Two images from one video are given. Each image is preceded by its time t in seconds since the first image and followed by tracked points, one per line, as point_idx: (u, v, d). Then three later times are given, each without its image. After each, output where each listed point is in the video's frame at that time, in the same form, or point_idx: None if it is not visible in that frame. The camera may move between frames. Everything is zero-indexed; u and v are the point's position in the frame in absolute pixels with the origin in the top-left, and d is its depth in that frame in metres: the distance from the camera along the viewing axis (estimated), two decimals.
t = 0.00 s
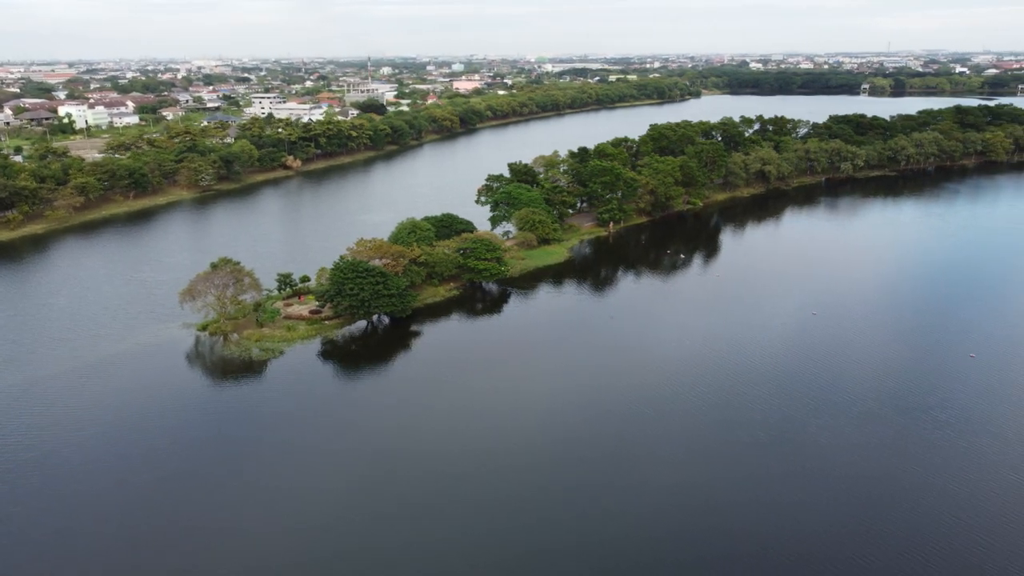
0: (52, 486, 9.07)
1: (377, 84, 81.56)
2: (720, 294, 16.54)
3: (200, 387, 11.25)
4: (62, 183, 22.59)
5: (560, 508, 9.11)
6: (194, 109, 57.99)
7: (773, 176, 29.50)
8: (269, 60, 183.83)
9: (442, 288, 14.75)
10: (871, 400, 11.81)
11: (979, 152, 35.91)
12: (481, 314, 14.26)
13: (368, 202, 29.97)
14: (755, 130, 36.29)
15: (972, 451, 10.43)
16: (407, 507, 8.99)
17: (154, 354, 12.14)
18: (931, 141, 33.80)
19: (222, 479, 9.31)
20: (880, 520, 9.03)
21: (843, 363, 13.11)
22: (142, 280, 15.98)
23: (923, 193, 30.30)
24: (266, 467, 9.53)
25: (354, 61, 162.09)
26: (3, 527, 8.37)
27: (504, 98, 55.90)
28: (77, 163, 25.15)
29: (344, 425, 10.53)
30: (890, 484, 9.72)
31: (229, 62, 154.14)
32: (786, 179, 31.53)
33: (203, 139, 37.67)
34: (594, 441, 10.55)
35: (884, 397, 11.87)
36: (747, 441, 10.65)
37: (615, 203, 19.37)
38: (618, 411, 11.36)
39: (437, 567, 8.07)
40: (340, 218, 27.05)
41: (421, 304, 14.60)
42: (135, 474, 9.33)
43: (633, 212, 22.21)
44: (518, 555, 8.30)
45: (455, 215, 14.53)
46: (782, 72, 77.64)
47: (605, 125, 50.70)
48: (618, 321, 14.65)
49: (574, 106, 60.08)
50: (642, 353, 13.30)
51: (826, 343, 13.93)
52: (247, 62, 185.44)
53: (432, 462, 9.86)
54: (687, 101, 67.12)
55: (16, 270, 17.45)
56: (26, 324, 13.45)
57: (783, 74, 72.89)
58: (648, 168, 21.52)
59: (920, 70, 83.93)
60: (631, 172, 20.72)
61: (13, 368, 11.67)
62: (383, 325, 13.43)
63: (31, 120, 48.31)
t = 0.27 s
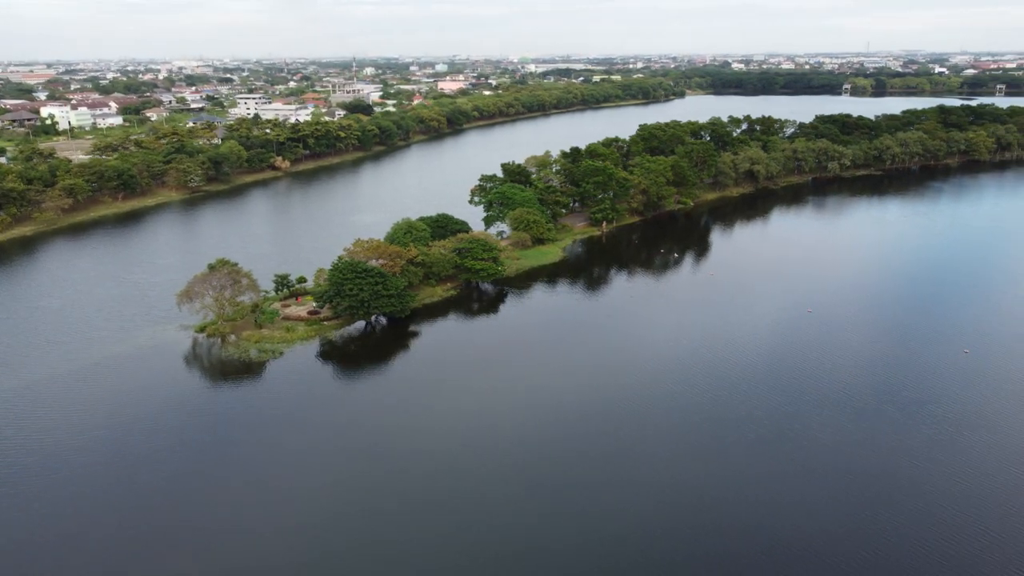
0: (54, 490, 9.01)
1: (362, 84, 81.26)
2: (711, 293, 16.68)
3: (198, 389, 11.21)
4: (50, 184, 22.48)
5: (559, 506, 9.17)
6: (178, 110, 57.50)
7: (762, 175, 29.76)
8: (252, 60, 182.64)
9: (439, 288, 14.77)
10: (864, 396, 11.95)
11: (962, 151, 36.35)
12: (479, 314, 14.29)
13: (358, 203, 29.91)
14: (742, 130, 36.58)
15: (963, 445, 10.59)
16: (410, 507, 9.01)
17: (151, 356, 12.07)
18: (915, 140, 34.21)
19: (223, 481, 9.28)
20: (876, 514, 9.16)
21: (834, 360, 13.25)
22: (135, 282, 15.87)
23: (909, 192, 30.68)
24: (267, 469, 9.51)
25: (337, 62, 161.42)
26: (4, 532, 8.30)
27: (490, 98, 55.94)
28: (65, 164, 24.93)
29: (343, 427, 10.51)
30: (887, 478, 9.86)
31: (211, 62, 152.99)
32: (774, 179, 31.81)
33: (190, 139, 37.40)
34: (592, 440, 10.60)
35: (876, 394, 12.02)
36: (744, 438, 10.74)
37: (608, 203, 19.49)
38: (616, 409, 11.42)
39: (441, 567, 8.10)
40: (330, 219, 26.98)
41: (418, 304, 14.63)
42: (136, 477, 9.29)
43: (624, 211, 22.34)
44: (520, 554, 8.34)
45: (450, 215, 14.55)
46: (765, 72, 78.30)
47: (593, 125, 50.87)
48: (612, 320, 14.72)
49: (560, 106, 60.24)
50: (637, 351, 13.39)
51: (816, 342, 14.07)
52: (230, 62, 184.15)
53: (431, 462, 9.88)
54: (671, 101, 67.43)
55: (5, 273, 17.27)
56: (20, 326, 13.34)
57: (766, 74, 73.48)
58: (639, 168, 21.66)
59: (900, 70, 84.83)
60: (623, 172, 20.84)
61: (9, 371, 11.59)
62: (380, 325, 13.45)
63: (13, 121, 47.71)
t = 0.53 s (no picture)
0: (54, 494, 8.96)
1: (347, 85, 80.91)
2: (703, 292, 16.82)
3: (197, 391, 11.18)
4: (38, 185, 22.38)
5: (560, 504, 9.24)
6: (162, 111, 56.99)
7: (751, 175, 30.00)
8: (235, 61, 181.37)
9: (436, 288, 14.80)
10: (856, 391, 12.11)
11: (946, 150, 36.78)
12: (478, 313, 14.34)
13: (347, 203, 29.84)
14: (730, 129, 36.84)
15: (955, 438, 10.76)
16: (411, 506, 9.04)
17: (148, 358, 12.01)
18: (901, 139, 34.63)
19: (224, 483, 9.26)
20: (872, 507, 9.30)
21: (826, 357, 13.41)
22: (129, 284, 15.77)
23: (895, 191, 31.05)
24: (268, 469, 9.51)
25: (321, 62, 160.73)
26: (5, 537, 8.25)
27: (477, 98, 55.94)
28: (52, 165, 24.69)
29: (343, 427, 10.52)
30: (881, 471, 10.01)
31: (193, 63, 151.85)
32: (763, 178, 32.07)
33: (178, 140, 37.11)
34: (590, 437, 10.68)
35: (868, 389, 12.19)
36: (740, 435, 10.86)
37: (601, 202, 19.59)
38: (613, 407, 11.50)
39: (446, 565, 8.14)
40: (320, 220, 26.90)
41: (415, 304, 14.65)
42: (137, 479, 9.26)
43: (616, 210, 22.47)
44: (523, 551, 8.41)
45: (445, 215, 14.55)
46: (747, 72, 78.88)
47: (580, 125, 51.02)
48: (607, 319, 14.81)
49: (546, 106, 60.33)
50: (632, 349, 13.48)
51: (808, 339, 14.23)
52: (214, 62, 182.82)
53: (432, 460, 9.91)
54: (656, 101, 67.74)
55: None
56: (15, 329, 13.23)
57: (749, 74, 74.03)
58: (631, 168, 21.79)
59: (880, 71, 85.75)
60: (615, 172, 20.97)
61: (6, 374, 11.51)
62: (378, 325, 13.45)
63: None
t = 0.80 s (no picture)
0: (54, 499, 8.89)
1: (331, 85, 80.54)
2: (696, 291, 16.93)
3: (195, 394, 11.12)
4: (26, 188, 22.60)
5: (562, 503, 9.28)
6: (146, 112, 56.41)
7: (739, 174, 30.23)
8: (217, 61, 179.97)
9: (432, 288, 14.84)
10: (849, 388, 12.28)
11: (930, 149, 37.26)
12: (476, 313, 14.41)
13: (337, 204, 29.72)
14: (719, 129, 37.09)
15: (947, 433, 10.92)
16: (414, 506, 9.05)
17: (145, 362, 11.93)
18: (886, 139, 35.03)
19: (226, 485, 9.23)
20: (869, 502, 9.42)
21: (819, 354, 13.58)
22: (122, 287, 15.65)
23: (881, 189, 31.42)
24: (269, 471, 9.48)
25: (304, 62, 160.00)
26: (8, 542, 8.18)
27: (463, 99, 55.93)
28: (40, 167, 24.45)
29: (342, 428, 10.50)
30: (877, 467, 10.14)
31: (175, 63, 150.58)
32: (751, 178, 32.32)
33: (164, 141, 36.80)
34: (590, 435, 10.76)
35: (861, 386, 12.34)
36: (737, 432, 10.96)
37: (594, 202, 19.70)
38: (611, 405, 11.59)
39: (451, 566, 8.17)
40: (311, 221, 26.79)
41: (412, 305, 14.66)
42: (138, 483, 9.21)
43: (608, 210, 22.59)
44: (527, 551, 8.45)
45: (442, 216, 14.62)
46: (730, 73, 79.38)
47: (567, 125, 51.13)
48: (601, 318, 14.88)
49: (531, 107, 60.39)
50: (628, 348, 13.56)
51: (801, 337, 14.37)
52: (197, 63, 181.52)
53: (433, 459, 9.96)
54: (640, 102, 68.03)
55: None
56: (9, 332, 13.10)
57: (732, 74, 74.55)
58: (623, 167, 21.91)
59: (861, 71, 86.65)
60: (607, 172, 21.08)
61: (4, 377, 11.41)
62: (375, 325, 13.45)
63: None
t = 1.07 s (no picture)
0: (55, 504, 8.82)
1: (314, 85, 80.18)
2: (688, 289, 17.03)
3: (194, 397, 11.07)
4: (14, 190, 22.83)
5: (564, 503, 9.33)
6: (129, 113, 55.83)
7: (728, 174, 30.46)
8: (200, 62, 178.55)
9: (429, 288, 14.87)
10: (842, 384, 12.46)
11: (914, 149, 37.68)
12: (473, 313, 14.48)
13: (326, 206, 29.63)
14: (707, 129, 37.33)
15: (940, 430, 11.08)
16: (416, 508, 9.06)
17: (142, 365, 11.86)
18: (871, 138, 35.42)
19: (227, 488, 9.20)
20: (866, 498, 9.55)
21: (812, 351, 13.75)
22: (115, 289, 15.54)
23: (866, 189, 31.76)
24: (270, 473, 9.46)
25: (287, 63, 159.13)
26: (13, 547, 8.13)
27: (449, 100, 55.89)
28: (27, 168, 24.22)
29: (341, 430, 10.49)
30: (872, 463, 10.27)
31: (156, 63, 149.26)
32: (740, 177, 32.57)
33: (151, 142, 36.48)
34: (589, 434, 10.85)
35: (854, 384, 12.47)
36: (734, 430, 11.06)
37: (586, 202, 19.81)
38: (609, 403, 11.69)
39: (456, 566, 8.19)
40: (301, 222, 26.68)
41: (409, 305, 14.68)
42: (140, 487, 9.16)
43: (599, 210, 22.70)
44: (530, 550, 8.49)
45: (438, 216, 14.65)
46: (713, 73, 79.89)
47: (554, 125, 51.23)
48: (596, 317, 14.94)
49: (517, 107, 60.43)
50: (623, 347, 13.63)
51: (793, 335, 14.50)
52: (180, 64, 180.11)
53: (435, 459, 10.00)
54: (625, 102, 68.29)
55: None
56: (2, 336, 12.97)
57: (715, 75, 75.03)
58: (614, 167, 22.03)
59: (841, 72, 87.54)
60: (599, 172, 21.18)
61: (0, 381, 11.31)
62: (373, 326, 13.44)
63: None
